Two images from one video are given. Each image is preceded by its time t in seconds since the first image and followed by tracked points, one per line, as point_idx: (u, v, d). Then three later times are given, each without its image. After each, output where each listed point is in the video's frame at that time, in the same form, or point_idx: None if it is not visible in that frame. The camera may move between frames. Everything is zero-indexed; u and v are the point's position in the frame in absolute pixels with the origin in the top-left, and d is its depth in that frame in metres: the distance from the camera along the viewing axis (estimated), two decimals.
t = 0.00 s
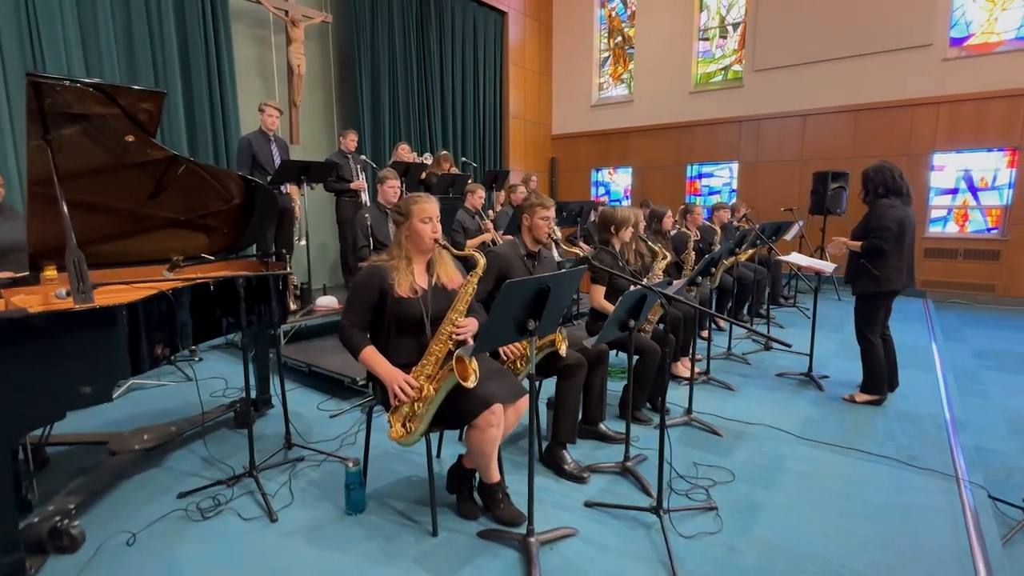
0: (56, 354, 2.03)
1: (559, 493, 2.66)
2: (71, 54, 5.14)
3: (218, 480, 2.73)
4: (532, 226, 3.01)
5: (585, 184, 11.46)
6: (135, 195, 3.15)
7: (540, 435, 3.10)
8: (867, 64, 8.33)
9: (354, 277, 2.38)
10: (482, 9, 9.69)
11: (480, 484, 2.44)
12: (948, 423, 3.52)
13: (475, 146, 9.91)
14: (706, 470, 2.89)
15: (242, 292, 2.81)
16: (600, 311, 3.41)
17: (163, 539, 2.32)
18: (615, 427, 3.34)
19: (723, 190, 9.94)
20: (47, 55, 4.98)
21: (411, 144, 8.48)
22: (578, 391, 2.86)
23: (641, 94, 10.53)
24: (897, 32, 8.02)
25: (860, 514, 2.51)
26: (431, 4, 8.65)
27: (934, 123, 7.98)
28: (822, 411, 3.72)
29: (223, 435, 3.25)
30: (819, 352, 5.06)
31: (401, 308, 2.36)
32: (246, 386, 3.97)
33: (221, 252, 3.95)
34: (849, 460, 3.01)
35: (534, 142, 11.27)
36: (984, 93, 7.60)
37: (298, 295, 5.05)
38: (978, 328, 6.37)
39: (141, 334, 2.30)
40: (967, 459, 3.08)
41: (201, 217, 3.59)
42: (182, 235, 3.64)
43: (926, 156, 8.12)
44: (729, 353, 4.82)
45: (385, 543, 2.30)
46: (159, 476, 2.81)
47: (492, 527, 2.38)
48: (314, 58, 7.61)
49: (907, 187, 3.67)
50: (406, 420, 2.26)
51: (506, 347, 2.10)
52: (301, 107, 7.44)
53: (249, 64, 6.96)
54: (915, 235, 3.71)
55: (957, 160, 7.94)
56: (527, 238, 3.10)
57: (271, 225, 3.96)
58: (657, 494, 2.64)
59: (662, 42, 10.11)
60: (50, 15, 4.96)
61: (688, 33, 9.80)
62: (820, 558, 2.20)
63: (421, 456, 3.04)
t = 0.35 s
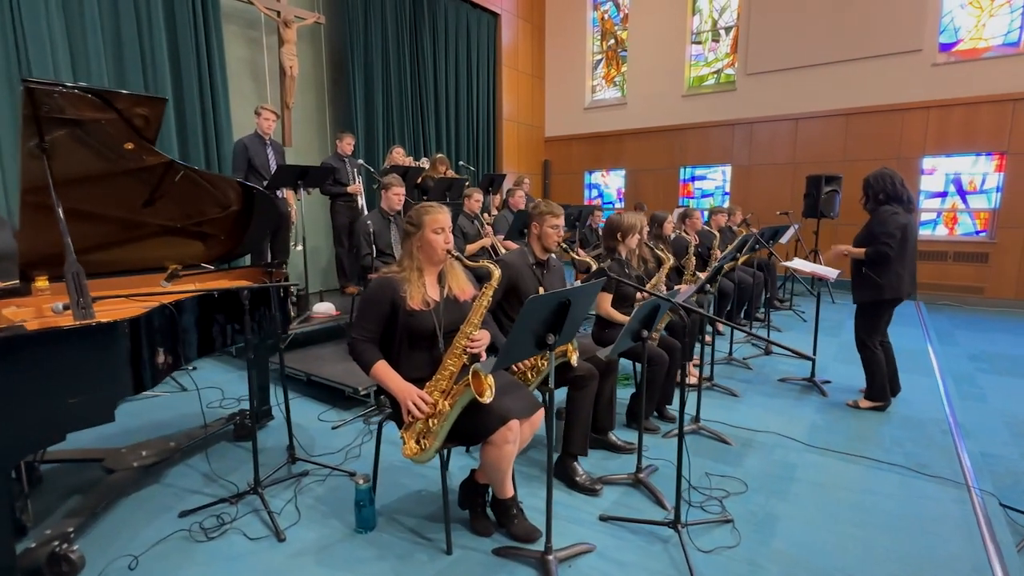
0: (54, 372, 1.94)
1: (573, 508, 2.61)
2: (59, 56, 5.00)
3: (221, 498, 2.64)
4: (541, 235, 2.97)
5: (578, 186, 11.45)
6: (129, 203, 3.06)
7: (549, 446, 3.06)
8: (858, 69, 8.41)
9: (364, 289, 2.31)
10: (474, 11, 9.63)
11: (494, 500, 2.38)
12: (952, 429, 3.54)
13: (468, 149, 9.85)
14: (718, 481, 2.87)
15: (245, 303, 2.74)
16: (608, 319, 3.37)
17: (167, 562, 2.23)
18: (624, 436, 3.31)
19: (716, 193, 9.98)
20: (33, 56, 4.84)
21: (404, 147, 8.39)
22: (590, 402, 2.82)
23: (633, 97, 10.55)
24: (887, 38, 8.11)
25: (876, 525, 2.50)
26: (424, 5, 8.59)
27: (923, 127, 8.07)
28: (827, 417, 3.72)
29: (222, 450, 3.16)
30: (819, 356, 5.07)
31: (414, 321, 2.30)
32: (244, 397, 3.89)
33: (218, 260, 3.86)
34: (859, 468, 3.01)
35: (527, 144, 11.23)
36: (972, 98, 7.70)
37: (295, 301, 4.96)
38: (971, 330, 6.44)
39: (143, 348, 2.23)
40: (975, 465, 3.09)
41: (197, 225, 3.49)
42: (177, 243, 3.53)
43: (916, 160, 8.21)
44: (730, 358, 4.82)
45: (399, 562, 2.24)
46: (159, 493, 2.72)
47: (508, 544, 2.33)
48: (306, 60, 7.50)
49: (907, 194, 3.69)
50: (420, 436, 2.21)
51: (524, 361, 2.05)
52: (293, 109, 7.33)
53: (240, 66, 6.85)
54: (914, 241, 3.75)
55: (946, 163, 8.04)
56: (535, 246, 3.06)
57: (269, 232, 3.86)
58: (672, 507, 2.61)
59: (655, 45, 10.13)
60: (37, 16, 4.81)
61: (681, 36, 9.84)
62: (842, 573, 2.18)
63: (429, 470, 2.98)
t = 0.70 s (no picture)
0: (90, 372, 1.97)
1: (597, 505, 2.65)
2: (67, 54, 4.98)
3: (249, 496, 2.67)
4: (561, 234, 2.99)
5: (581, 184, 11.48)
6: (151, 204, 3.06)
7: (570, 444, 3.09)
8: (860, 67, 8.45)
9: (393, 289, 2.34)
10: (478, 8, 9.62)
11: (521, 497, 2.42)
12: (964, 426, 3.58)
13: (472, 146, 9.86)
14: (738, 477, 2.91)
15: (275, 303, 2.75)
16: (625, 317, 3.40)
17: (200, 559, 2.26)
18: (641, 434, 3.34)
19: (719, 191, 10.02)
20: (42, 55, 4.81)
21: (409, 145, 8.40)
22: (611, 399, 2.85)
23: (636, 95, 10.57)
24: (889, 37, 8.16)
25: (896, 521, 2.54)
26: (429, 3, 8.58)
27: (926, 125, 8.12)
28: (840, 415, 3.76)
29: (244, 448, 3.18)
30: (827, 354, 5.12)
31: (443, 320, 2.33)
32: (261, 396, 3.91)
33: (236, 259, 3.86)
34: (875, 465, 3.05)
35: (530, 142, 11.25)
36: (974, 98, 7.76)
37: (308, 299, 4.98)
38: (975, 327, 6.50)
39: (176, 345, 2.23)
40: (988, 461, 3.13)
41: (216, 225, 3.49)
42: (195, 243, 3.54)
43: (919, 159, 8.26)
44: (740, 356, 4.86)
45: (430, 558, 2.27)
46: (186, 491, 2.75)
47: (536, 540, 2.37)
48: (312, 58, 7.49)
49: (920, 193, 3.73)
50: (451, 434, 2.24)
51: (556, 360, 2.08)
52: (299, 107, 7.33)
53: (246, 64, 6.84)
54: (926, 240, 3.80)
55: (948, 162, 8.09)
56: (554, 245, 3.07)
57: (287, 231, 3.86)
58: (694, 504, 2.65)
59: (658, 43, 10.15)
60: (46, 14, 4.79)
61: (684, 34, 9.86)
62: (866, 567, 2.22)
63: (452, 467, 3.01)
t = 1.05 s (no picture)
0: (143, 370, 2.04)
1: (617, 498, 2.73)
2: (81, 53, 4.97)
3: (278, 490, 2.74)
4: (580, 234, 3.05)
5: (584, 183, 11.55)
6: (177, 204, 3.13)
7: (588, 439, 3.17)
8: (863, 67, 8.52)
9: (422, 288, 2.42)
10: (482, 8, 9.67)
11: (546, 489, 2.49)
12: (969, 421, 3.67)
13: (477, 145, 9.92)
14: (752, 471, 2.99)
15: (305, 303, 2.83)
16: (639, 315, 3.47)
17: (237, 551, 2.33)
18: (656, 430, 3.42)
19: (722, 190, 10.09)
20: (57, 54, 4.81)
21: (416, 144, 8.46)
22: (629, 395, 2.93)
23: (639, 94, 10.63)
24: (892, 37, 8.23)
25: (907, 513, 2.62)
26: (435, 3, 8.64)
27: (928, 125, 8.21)
28: (848, 410, 3.85)
29: (270, 444, 3.26)
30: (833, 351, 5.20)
31: (471, 318, 2.40)
32: (280, 392, 3.98)
33: (256, 258, 3.93)
34: (886, 459, 3.14)
35: (534, 141, 11.31)
36: (976, 97, 7.84)
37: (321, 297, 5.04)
38: (976, 325, 6.59)
39: (215, 341, 2.29)
40: (995, 455, 3.22)
41: (238, 225, 3.55)
42: (217, 242, 3.61)
43: (921, 158, 8.35)
44: (747, 353, 4.94)
45: (460, 548, 2.35)
46: (215, 486, 2.82)
47: (560, 531, 2.45)
48: (319, 57, 7.54)
49: (929, 193, 3.79)
50: (481, 428, 2.31)
51: (584, 356, 2.16)
52: (307, 107, 7.37)
53: (255, 64, 6.87)
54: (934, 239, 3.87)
55: (950, 161, 8.18)
56: (573, 245, 3.14)
57: (306, 231, 3.92)
58: (712, 496, 2.72)
59: (662, 42, 10.21)
60: (60, 13, 4.78)
61: (687, 34, 9.92)
62: (881, 556, 2.30)
63: (473, 461, 3.08)
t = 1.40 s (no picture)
0: (165, 368, 2.08)
1: (621, 490, 2.79)
2: (81, 50, 4.95)
3: (289, 484, 2.79)
4: (583, 233, 3.10)
5: (581, 180, 11.61)
6: (184, 203, 3.16)
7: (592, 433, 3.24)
8: (858, 65, 8.61)
9: (432, 286, 2.47)
10: (480, 5, 9.67)
11: (553, 482, 2.55)
12: (961, 415, 3.77)
13: (474, 142, 9.95)
14: (751, 463, 3.07)
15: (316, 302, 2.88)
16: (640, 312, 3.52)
17: (252, 544, 2.38)
18: (657, 424, 3.49)
19: (718, 187, 10.17)
20: (57, 52, 4.79)
21: (414, 141, 8.48)
22: (632, 389, 3.00)
23: (636, 92, 10.68)
24: (886, 36, 8.32)
25: (902, 502, 2.71)
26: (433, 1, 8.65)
27: (921, 124, 8.31)
28: (844, 404, 3.93)
29: (278, 440, 3.31)
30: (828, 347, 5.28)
31: (480, 315, 2.45)
32: (286, 389, 4.01)
33: (260, 255, 3.97)
34: (881, 451, 3.22)
35: (531, 138, 11.34)
36: (968, 96, 7.95)
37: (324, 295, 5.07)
38: (968, 320, 6.70)
39: (230, 337, 2.33)
40: (986, 447, 3.31)
41: (243, 223, 3.58)
42: (223, 240, 3.64)
43: (914, 156, 8.45)
44: (745, 349, 5.02)
45: (469, 540, 2.41)
46: (226, 481, 2.86)
47: (567, 522, 2.51)
48: (318, 54, 7.53)
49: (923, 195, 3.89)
50: (491, 423, 2.36)
51: (592, 352, 2.21)
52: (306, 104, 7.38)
53: (254, 61, 6.86)
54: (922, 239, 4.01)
55: (943, 159, 8.29)
56: (576, 243, 3.19)
57: (309, 229, 3.95)
58: (713, 488, 2.80)
59: (658, 40, 10.26)
60: (59, 9, 4.76)
61: (684, 32, 9.97)
62: (878, 544, 2.38)
63: (479, 456, 3.14)
